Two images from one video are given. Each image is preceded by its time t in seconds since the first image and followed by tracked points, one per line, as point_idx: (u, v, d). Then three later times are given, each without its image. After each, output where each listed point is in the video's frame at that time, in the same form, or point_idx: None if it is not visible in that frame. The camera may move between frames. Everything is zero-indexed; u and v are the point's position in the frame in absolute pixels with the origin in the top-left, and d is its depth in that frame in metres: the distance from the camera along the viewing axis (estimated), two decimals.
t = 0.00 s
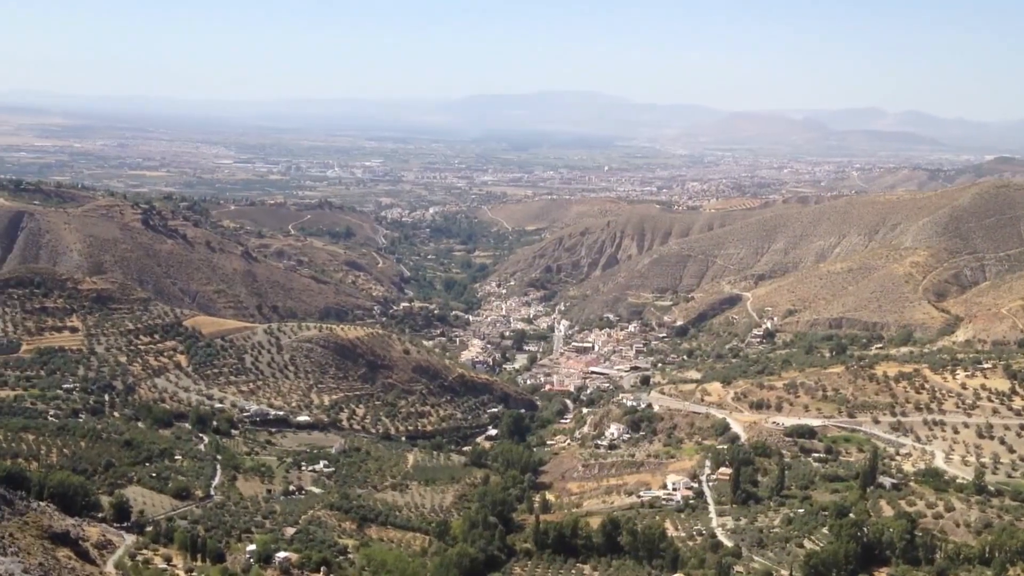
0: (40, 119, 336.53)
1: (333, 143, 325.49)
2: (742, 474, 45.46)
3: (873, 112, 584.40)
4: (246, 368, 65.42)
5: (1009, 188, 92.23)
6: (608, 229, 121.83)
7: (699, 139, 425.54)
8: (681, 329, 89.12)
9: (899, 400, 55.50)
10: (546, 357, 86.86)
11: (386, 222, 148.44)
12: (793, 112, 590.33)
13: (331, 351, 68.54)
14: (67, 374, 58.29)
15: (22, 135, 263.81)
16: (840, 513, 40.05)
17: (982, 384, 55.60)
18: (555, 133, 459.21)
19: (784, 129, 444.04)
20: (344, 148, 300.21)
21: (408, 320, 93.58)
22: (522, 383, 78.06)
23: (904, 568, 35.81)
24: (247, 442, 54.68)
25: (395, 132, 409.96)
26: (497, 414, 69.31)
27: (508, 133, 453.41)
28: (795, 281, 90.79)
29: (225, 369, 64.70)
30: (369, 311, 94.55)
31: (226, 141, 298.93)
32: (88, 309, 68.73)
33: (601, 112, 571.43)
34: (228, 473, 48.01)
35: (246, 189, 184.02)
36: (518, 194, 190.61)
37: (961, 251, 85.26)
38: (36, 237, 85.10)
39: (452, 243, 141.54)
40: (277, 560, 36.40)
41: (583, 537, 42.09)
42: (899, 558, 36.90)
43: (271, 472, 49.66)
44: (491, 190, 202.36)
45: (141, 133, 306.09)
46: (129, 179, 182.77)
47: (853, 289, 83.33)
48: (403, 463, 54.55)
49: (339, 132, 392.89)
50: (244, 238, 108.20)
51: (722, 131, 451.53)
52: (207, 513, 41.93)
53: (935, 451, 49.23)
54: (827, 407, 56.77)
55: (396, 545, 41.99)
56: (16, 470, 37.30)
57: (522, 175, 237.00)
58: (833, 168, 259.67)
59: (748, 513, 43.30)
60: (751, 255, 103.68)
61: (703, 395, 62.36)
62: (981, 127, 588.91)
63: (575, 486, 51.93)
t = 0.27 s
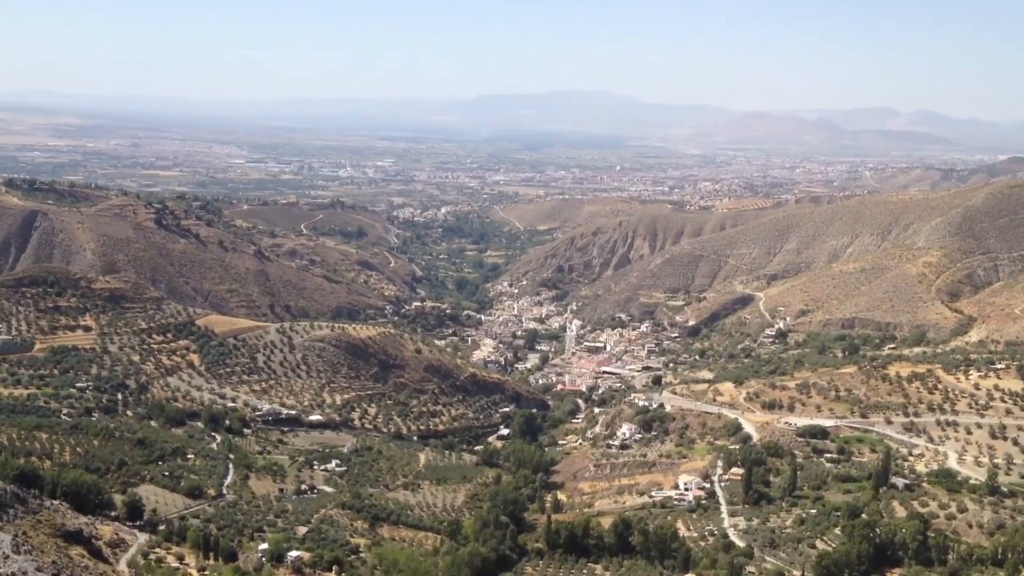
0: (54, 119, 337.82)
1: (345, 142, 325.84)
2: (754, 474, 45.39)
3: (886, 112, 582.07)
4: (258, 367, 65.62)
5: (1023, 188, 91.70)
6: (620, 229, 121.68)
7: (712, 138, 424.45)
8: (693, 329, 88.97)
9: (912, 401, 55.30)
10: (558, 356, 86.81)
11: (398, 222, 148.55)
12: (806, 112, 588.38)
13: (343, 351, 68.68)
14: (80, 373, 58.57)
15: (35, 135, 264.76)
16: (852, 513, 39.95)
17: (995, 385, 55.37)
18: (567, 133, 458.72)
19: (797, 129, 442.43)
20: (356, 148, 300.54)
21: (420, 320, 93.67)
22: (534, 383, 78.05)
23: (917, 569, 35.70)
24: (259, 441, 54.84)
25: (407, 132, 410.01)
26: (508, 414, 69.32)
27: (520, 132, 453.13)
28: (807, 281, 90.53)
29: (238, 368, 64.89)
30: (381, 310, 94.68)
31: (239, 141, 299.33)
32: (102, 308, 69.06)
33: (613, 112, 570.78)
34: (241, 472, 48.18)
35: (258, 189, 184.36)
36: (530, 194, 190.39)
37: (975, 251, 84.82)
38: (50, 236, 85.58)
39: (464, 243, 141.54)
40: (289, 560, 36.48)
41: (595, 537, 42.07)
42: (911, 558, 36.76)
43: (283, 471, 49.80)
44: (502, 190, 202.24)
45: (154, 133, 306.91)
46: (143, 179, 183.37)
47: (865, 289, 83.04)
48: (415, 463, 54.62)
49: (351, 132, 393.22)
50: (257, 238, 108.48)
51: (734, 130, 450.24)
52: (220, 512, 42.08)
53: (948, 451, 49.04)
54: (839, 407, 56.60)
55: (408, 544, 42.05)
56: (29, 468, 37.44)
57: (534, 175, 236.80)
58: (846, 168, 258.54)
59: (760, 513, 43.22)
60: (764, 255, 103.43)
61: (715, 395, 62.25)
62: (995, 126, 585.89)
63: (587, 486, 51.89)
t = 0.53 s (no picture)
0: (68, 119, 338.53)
1: (358, 142, 325.94)
2: (767, 474, 45.30)
3: (900, 111, 579.44)
4: (271, 366, 65.80)
5: None
6: (633, 229, 121.53)
7: (725, 138, 423.02)
8: (706, 329, 88.81)
9: (925, 401, 55.10)
10: (570, 356, 86.77)
11: (411, 221, 148.61)
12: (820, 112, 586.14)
13: (356, 350, 68.82)
14: (94, 372, 58.83)
15: (49, 134, 265.27)
16: (866, 514, 39.84)
17: (1010, 385, 55.11)
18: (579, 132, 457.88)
19: (810, 128, 440.74)
20: (369, 148, 300.73)
21: (432, 320, 93.72)
22: (546, 382, 78.03)
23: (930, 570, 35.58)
24: (272, 440, 54.99)
25: (420, 132, 410.01)
26: (521, 414, 69.32)
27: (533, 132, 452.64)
28: (820, 280, 90.29)
29: (251, 367, 65.08)
30: (394, 310, 94.77)
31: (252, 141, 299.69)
32: (115, 307, 69.35)
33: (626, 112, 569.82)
34: (254, 471, 48.34)
35: (271, 189, 184.60)
36: (543, 194, 190.16)
37: (989, 251, 84.42)
38: (64, 236, 86.05)
39: (477, 242, 141.49)
40: (302, 558, 36.58)
41: (607, 537, 42.05)
42: (924, 559, 36.63)
43: (296, 470, 49.92)
44: (515, 189, 202.05)
45: (167, 132, 307.45)
46: (156, 178, 183.81)
47: (879, 289, 82.76)
48: (428, 462, 54.68)
49: (364, 132, 393.36)
50: (270, 238, 108.71)
51: (747, 130, 448.77)
52: (233, 511, 42.23)
53: (961, 452, 48.85)
54: (852, 408, 56.43)
55: (420, 543, 42.10)
56: (43, 467, 37.52)
57: (547, 175, 236.51)
58: (860, 167, 257.24)
59: (773, 513, 43.11)
60: (777, 255, 103.20)
61: (728, 395, 62.13)
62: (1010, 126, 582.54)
63: (599, 486, 51.85)
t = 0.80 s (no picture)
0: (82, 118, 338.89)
1: (371, 142, 326.22)
2: (780, 475, 45.21)
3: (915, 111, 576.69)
4: (284, 365, 65.99)
5: None
6: (646, 229, 121.38)
7: (738, 138, 421.51)
8: (719, 329, 88.65)
9: (939, 402, 54.87)
10: (583, 356, 86.73)
11: (424, 221, 148.69)
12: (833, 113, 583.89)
13: (368, 350, 68.96)
14: (108, 371, 59.11)
15: (63, 134, 265.60)
16: (879, 515, 39.72)
17: None
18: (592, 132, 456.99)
19: (824, 128, 439.00)
20: (382, 147, 300.88)
21: (445, 320, 93.80)
22: (559, 382, 78.02)
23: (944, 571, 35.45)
24: (285, 439, 55.15)
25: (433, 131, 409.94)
26: (534, 413, 69.32)
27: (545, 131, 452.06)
28: (834, 281, 90.04)
29: (264, 366, 65.28)
30: (407, 309, 94.88)
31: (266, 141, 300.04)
32: (130, 306, 69.68)
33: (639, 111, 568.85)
34: (267, 470, 48.49)
35: (285, 188, 184.92)
36: (556, 194, 189.89)
37: (1003, 251, 84.01)
38: (78, 235, 86.64)
39: (490, 242, 141.47)
40: (315, 557, 36.67)
41: (620, 537, 42.02)
42: (938, 560, 36.49)
43: (309, 469, 50.06)
44: (527, 189, 201.82)
45: (181, 132, 308.08)
46: (170, 177, 184.28)
47: (892, 289, 82.49)
48: (440, 462, 54.76)
49: (377, 132, 393.53)
50: (283, 237, 108.95)
51: (761, 130, 447.21)
52: (247, 510, 42.38)
53: (976, 453, 48.65)
54: (866, 408, 56.25)
55: (433, 543, 42.16)
56: (58, 465, 37.67)
57: (559, 175, 236.24)
58: (874, 167, 255.89)
59: (786, 514, 43.02)
60: (790, 255, 102.94)
61: (741, 395, 62.01)
62: None
63: (612, 485, 51.81)
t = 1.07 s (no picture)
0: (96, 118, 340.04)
1: (384, 141, 326.55)
2: (794, 475, 45.09)
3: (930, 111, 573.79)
4: (298, 365, 66.16)
5: None
6: (659, 229, 121.19)
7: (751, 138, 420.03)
8: (732, 329, 88.48)
9: (953, 403, 54.63)
10: (596, 356, 86.67)
11: (437, 221, 148.88)
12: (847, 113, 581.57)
13: (381, 349, 69.08)
14: (123, 370, 59.36)
15: (78, 134, 266.36)
16: (893, 516, 39.57)
17: None
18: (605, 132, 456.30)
19: (839, 128, 437.19)
20: (395, 147, 301.13)
21: (458, 319, 93.89)
22: (572, 382, 77.98)
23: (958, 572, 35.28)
24: (299, 438, 55.30)
25: (447, 131, 409.93)
26: (546, 413, 69.29)
27: (558, 131, 451.59)
28: (848, 280, 89.76)
29: (278, 365, 65.47)
30: (420, 309, 94.99)
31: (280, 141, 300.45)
32: (144, 305, 70.01)
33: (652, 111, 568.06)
34: (281, 469, 48.62)
35: (299, 187, 185.32)
36: (569, 193, 189.60)
37: (1019, 251, 83.50)
38: (93, 234, 87.10)
39: (503, 242, 141.50)
40: (328, 556, 36.72)
41: (632, 537, 41.96)
42: (952, 561, 36.31)
43: (322, 468, 50.18)
44: (540, 189, 201.65)
45: (195, 132, 308.92)
46: (184, 177, 184.89)
47: (907, 289, 82.14)
48: (453, 461, 54.81)
49: (390, 131, 393.81)
50: (297, 237, 109.27)
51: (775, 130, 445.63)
52: (260, 509, 42.48)
53: (990, 453, 48.41)
54: (880, 409, 56.04)
55: (445, 542, 42.19)
56: (73, 464, 37.83)
57: (572, 175, 235.95)
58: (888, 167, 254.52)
59: (800, 514, 42.90)
60: (804, 255, 102.66)
61: (754, 395, 61.88)
62: None
63: (625, 485, 51.76)
